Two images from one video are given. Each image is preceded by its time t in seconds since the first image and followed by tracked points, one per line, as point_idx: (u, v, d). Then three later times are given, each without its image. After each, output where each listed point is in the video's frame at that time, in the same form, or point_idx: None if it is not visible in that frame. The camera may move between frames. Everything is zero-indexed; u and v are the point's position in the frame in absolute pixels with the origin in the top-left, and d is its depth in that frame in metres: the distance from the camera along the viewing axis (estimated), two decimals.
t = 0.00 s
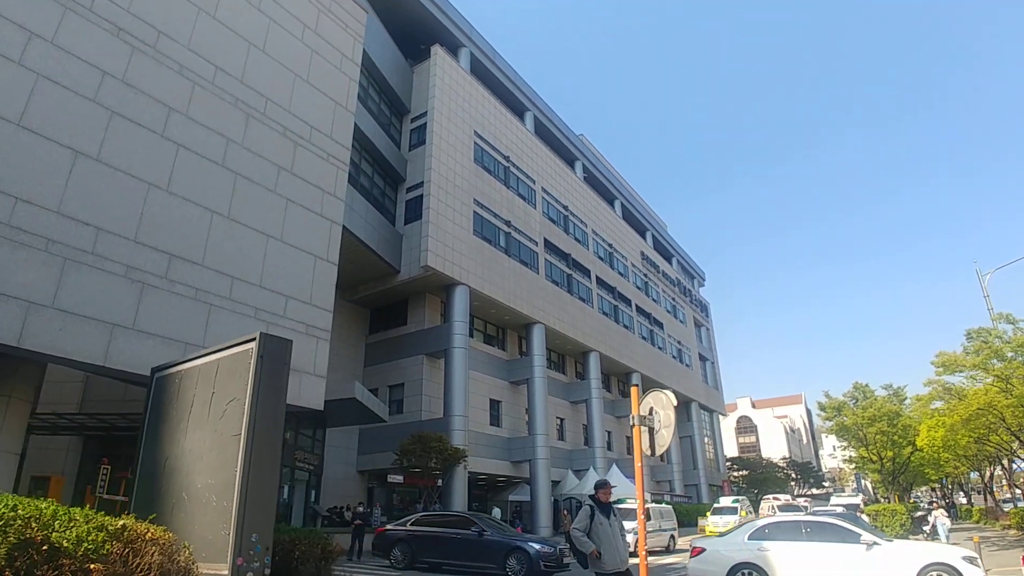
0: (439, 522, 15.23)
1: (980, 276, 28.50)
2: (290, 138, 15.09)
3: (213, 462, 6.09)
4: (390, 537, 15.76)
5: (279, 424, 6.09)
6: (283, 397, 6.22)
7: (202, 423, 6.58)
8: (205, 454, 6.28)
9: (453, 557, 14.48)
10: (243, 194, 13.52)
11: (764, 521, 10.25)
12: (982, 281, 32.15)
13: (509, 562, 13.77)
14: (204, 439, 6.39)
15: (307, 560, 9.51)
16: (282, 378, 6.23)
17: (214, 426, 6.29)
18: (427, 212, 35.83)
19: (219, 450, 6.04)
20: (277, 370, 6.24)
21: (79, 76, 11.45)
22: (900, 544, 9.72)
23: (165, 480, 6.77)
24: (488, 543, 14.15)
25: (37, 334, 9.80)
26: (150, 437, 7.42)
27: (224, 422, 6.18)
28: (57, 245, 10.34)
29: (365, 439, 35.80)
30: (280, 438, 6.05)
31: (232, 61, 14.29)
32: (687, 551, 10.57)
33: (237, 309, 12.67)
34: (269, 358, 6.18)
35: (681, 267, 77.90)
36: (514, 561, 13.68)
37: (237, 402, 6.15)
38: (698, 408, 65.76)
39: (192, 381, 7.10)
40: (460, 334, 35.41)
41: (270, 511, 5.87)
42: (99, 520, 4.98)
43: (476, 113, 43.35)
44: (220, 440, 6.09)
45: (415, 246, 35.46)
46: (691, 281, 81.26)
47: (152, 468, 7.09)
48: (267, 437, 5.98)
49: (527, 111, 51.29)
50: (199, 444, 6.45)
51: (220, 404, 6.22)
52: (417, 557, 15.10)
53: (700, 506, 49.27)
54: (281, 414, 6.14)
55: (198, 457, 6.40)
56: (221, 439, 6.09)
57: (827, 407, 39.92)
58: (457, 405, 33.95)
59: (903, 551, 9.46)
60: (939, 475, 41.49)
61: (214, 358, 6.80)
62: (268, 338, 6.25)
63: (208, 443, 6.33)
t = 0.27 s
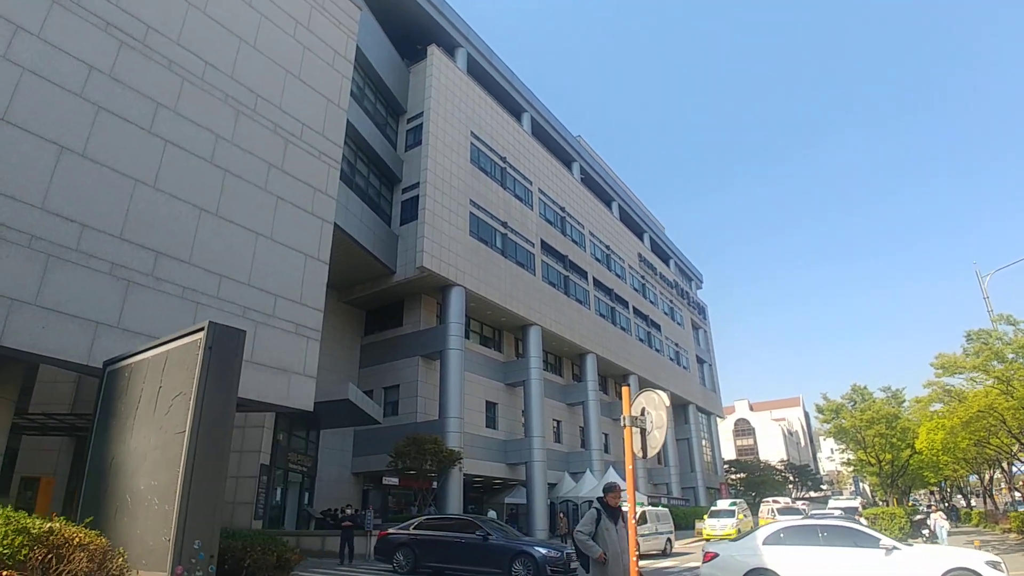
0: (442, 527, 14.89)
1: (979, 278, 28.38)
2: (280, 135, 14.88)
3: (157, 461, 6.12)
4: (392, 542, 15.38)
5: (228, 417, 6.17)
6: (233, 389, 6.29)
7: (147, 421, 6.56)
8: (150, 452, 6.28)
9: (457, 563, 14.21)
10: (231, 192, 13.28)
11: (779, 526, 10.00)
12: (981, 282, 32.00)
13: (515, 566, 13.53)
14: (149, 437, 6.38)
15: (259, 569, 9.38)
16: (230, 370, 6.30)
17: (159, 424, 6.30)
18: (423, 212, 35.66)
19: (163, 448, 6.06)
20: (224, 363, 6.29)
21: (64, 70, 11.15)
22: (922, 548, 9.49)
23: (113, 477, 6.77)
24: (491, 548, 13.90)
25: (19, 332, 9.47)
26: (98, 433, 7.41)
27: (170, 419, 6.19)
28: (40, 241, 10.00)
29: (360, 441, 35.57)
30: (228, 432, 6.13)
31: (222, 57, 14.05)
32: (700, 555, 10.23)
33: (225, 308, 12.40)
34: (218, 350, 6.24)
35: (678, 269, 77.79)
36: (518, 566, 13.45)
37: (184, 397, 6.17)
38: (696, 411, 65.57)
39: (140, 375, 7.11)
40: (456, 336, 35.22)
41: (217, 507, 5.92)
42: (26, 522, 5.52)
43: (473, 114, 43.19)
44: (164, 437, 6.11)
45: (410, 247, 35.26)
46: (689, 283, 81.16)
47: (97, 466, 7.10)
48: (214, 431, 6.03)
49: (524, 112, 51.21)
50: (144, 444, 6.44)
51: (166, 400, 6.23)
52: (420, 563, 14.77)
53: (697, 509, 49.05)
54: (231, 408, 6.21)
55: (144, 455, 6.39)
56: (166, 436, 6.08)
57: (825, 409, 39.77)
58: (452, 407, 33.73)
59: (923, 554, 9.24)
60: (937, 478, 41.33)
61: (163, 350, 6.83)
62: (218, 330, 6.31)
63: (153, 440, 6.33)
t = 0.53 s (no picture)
0: (453, 529, 14.17)
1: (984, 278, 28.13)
2: (275, 132, 14.66)
3: (99, 456, 5.27)
4: (398, 545, 14.58)
5: (178, 411, 5.21)
6: (185, 379, 5.33)
7: (95, 411, 5.72)
8: (93, 446, 5.44)
9: (468, 567, 13.48)
10: (225, 188, 13.05)
11: (802, 530, 9.66)
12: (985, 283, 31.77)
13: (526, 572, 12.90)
14: (94, 430, 5.53)
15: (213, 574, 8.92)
16: (182, 357, 5.34)
17: (104, 414, 5.43)
18: (423, 213, 35.47)
19: (104, 442, 5.20)
20: (176, 349, 5.34)
21: (55, 64, 10.82)
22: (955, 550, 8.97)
23: (60, 473, 5.98)
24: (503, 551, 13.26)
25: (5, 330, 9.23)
26: (49, 424, 6.59)
27: (114, 410, 5.32)
28: (28, 238, 9.75)
29: (359, 442, 35.36)
30: (177, 430, 5.18)
31: (217, 52, 13.79)
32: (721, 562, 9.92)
33: (217, 306, 12.18)
34: (166, 335, 5.29)
35: (680, 270, 77.52)
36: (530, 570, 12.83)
37: (129, 386, 5.27)
38: (698, 413, 65.27)
39: (91, 361, 6.27)
40: (456, 337, 35.01)
41: (160, 516, 5.00)
42: None
43: (474, 114, 43.02)
44: (106, 429, 5.24)
45: (410, 248, 35.07)
46: (691, 285, 80.88)
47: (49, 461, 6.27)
48: (161, 427, 5.12)
49: (525, 113, 51.03)
50: (89, 436, 5.60)
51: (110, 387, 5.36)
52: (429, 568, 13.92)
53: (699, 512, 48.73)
54: (184, 399, 5.26)
55: (88, 450, 5.57)
56: (109, 429, 5.22)
57: (828, 411, 39.48)
58: (452, 409, 33.49)
59: (953, 554, 8.77)
60: (941, 481, 41.01)
61: (114, 334, 5.96)
62: (168, 312, 5.34)
63: (97, 433, 5.47)
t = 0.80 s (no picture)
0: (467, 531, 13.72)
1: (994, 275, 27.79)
2: (275, 127, 14.48)
3: (39, 448, 4.44)
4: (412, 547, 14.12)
5: (127, 394, 4.40)
6: (137, 357, 4.50)
7: (36, 391, 4.89)
8: (36, 434, 4.60)
9: (483, 570, 13.09)
10: (223, 184, 12.89)
11: (834, 531, 9.19)
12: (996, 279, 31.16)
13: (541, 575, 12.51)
14: (36, 414, 4.71)
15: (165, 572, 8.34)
16: (135, 333, 4.51)
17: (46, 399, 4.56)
18: (427, 212, 35.29)
19: (45, 428, 4.37)
20: (128, 324, 4.50)
21: (49, 58, 10.64)
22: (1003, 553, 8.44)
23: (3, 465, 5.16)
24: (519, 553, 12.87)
25: None
26: None
27: (57, 391, 4.46)
28: (20, 232, 9.59)
29: (363, 443, 35.17)
30: (127, 415, 4.38)
31: (216, 47, 13.61)
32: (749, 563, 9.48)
33: (215, 302, 12.00)
34: (115, 308, 4.45)
35: (686, 271, 77.11)
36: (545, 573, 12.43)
37: (71, 364, 4.42)
38: (704, 414, 64.79)
39: (37, 338, 5.37)
40: (459, 337, 34.79)
41: (106, 502, 4.23)
42: None
43: (478, 113, 42.83)
44: (48, 415, 4.41)
45: (414, 247, 34.87)
46: (697, 285, 80.47)
47: None
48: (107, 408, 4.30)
49: (530, 112, 50.81)
50: (32, 419, 4.78)
51: (55, 365, 4.50)
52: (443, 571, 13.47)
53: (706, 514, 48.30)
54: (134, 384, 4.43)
55: (32, 435, 4.73)
56: (50, 412, 4.37)
57: (836, 412, 39.05)
58: (456, 409, 33.27)
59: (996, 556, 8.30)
60: (951, 482, 40.46)
61: (61, 310, 5.07)
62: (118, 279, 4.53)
63: (40, 419, 4.64)
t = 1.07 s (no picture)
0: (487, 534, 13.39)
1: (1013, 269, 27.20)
2: (279, 125, 14.36)
3: None
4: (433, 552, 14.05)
5: (77, 387, 4.20)
6: (89, 349, 4.29)
7: None
8: None
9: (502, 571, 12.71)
10: (227, 182, 12.78)
11: (878, 531, 8.66)
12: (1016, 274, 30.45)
13: None
14: None
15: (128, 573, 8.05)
16: (87, 323, 4.29)
17: None
18: (435, 212, 35.15)
19: None
20: (80, 312, 4.29)
21: (51, 57, 10.53)
22: None
23: None
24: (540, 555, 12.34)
25: None
26: None
27: (5, 379, 4.26)
28: (22, 231, 9.48)
29: (374, 444, 35.06)
30: (77, 408, 4.14)
31: (219, 45, 13.49)
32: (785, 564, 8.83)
33: (220, 302, 11.89)
34: (67, 290, 4.27)
35: (697, 269, 76.50)
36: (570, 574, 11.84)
37: (18, 353, 4.23)
38: (717, 413, 64.15)
39: None
40: (469, 337, 34.61)
41: (52, 500, 4.02)
42: None
43: (486, 112, 42.65)
44: None
45: (423, 247, 34.73)
46: (708, 284, 79.81)
47: None
48: (52, 399, 4.07)
49: (538, 111, 50.54)
50: None
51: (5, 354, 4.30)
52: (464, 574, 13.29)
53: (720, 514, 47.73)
54: (84, 373, 4.22)
55: None
56: None
57: (852, 410, 38.41)
58: (466, 410, 33.08)
59: None
60: (970, 482, 39.69)
61: (20, 298, 4.90)
62: (71, 261, 4.35)
63: None
